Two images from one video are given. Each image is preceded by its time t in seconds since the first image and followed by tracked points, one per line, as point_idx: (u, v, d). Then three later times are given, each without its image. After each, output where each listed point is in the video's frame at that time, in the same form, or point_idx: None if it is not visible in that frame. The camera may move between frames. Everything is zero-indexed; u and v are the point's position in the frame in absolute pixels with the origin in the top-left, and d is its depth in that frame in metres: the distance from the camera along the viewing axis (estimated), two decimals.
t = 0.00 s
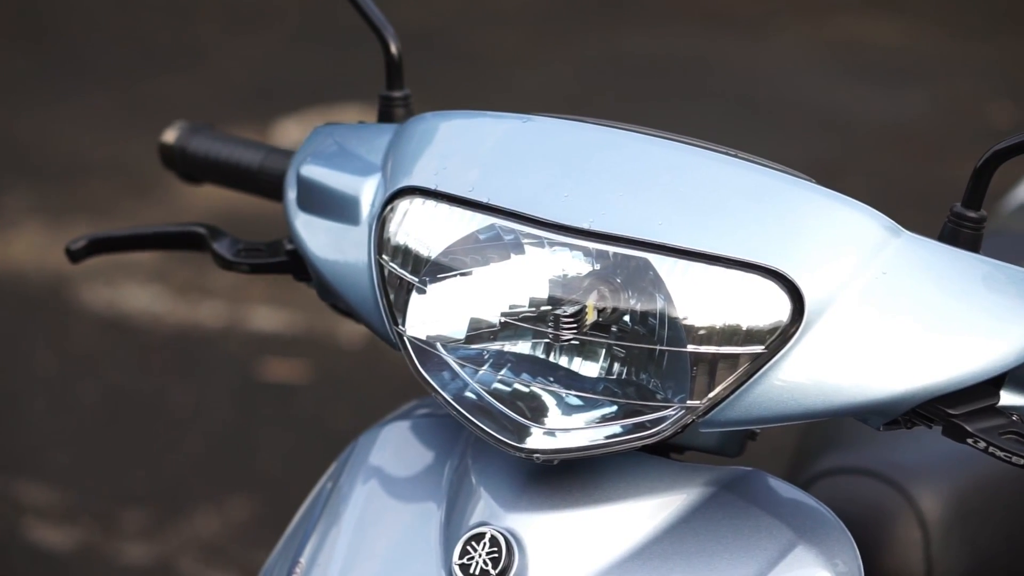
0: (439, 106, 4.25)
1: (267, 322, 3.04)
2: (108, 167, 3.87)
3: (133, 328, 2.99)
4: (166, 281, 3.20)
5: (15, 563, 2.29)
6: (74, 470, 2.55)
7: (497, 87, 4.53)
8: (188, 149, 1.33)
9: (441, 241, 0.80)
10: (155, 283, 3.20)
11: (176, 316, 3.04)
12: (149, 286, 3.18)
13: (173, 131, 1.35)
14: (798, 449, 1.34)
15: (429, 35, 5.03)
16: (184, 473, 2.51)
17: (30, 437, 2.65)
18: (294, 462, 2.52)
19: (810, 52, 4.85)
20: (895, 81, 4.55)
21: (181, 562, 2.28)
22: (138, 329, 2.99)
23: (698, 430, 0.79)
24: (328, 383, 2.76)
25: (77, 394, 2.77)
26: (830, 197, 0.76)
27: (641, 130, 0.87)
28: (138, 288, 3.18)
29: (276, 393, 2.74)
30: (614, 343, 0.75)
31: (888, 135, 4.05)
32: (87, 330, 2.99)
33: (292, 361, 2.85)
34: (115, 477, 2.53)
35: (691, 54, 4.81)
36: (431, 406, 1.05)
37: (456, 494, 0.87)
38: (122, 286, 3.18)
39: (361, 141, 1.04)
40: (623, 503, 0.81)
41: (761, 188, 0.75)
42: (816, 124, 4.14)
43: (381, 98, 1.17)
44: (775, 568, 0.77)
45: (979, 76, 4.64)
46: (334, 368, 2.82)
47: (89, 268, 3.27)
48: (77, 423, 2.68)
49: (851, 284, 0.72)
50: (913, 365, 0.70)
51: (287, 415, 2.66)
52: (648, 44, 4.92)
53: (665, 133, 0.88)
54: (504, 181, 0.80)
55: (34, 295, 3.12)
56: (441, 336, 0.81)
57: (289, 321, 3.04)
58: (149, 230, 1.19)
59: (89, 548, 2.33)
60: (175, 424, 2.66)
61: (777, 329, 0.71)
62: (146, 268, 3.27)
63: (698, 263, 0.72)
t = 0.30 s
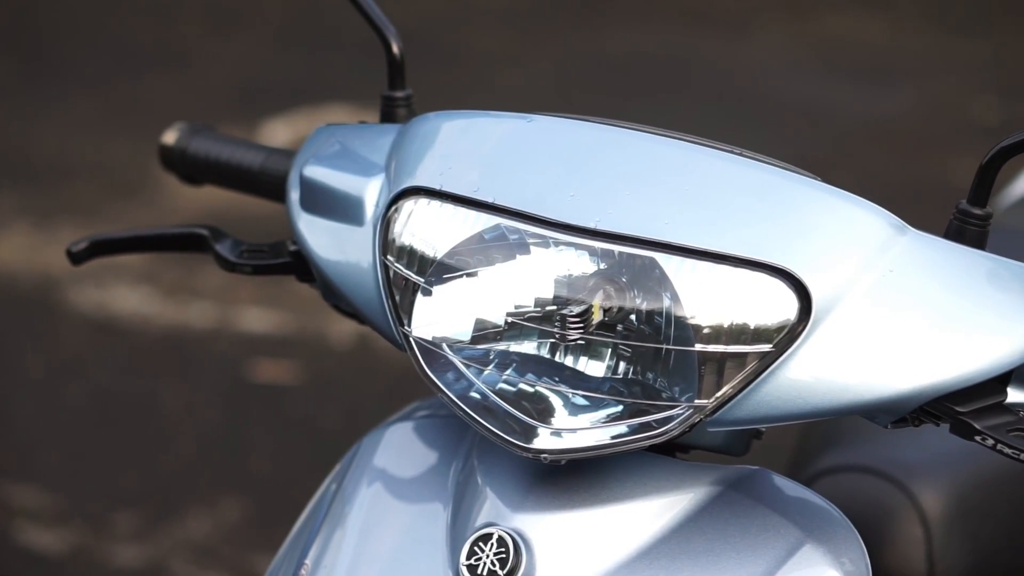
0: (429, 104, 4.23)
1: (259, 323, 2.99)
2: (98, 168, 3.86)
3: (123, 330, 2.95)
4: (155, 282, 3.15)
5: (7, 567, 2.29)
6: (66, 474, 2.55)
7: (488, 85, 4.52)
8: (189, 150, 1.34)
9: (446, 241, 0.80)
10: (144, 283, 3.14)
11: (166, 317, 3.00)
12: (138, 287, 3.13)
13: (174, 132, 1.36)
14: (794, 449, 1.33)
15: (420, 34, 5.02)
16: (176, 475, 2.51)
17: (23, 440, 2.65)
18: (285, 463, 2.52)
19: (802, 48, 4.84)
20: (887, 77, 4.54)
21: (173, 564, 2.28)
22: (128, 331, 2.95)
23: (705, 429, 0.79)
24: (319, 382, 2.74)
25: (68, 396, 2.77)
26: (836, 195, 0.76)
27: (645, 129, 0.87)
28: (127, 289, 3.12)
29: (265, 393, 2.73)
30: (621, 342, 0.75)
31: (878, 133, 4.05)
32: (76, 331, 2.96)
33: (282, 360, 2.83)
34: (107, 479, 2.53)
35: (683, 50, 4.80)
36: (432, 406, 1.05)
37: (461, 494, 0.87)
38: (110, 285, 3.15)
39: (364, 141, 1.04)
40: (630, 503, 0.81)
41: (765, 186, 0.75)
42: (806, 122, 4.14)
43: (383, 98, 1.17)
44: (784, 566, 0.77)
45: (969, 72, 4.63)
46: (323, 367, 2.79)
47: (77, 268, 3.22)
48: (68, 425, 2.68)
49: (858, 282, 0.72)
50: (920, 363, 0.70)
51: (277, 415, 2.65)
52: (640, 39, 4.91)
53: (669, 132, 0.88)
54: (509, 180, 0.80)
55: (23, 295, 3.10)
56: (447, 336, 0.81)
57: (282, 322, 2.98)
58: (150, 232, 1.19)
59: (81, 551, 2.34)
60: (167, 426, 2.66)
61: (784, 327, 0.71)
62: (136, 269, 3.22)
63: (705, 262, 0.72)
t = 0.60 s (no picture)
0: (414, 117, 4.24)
1: (247, 336, 2.99)
2: (85, 181, 3.85)
3: (109, 344, 2.96)
4: (143, 295, 3.17)
5: None
6: (55, 488, 2.53)
7: (475, 94, 4.52)
8: (189, 163, 1.33)
9: (450, 252, 0.80)
10: (131, 297, 3.16)
11: (153, 330, 3.01)
12: (126, 301, 3.14)
13: (172, 145, 1.36)
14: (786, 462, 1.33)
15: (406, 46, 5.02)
16: (165, 489, 2.50)
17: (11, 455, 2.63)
18: (276, 475, 2.51)
19: (786, 60, 4.85)
20: (870, 88, 4.56)
21: None
22: (115, 344, 2.96)
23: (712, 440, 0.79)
24: (309, 395, 2.73)
25: (55, 410, 2.75)
26: (840, 205, 0.76)
27: (647, 140, 0.87)
28: (116, 303, 3.14)
29: (255, 406, 2.72)
30: (626, 353, 0.75)
31: (863, 143, 4.06)
32: (63, 346, 2.96)
33: (271, 374, 2.83)
34: (94, 493, 2.51)
35: (670, 62, 4.81)
36: (434, 418, 1.05)
37: (465, 507, 0.87)
38: (98, 301, 3.15)
39: (365, 154, 1.04)
40: (635, 514, 0.80)
41: (769, 197, 0.76)
42: (794, 133, 4.14)
43: (384, 110, 1.17)
44: None
45: (951, 81, 4.65)
46: (313, 380, 2.79)
47: (63, 282, 3.22)
48: (57, 440, 2.67)
49: (864, 292, 0.72)
50: (926, 373, 0.70)
51: (267, 428, 2.64)
52: (626, 51, 4.91)
53: (671, 143, 0.88)
54: (513, 191, 0.80)
55: (11, 310, 3.09)
56: (451, 348, 0.81)
57: (269, 334, 3.00)
58: (150, 244, 1.18)
59: (68, 565, 2.32)
60: (157, 440, 2.64)
61: (790, 338, 0.71)
62: (122, 284, 3.24)
63: (710, 273, 0.72)
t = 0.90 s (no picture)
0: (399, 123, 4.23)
1: (232, 342, 2.97)
2: (70, 186, 3.83)
3: (93, 352, 2.93)
4: (128, 302, 3.14)
5: None
6: (41, 496, 2.52)
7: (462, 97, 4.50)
8: (187, 168, 1.32)
9: (454, 257, 0.80)
10: (116, 304, 3.14)
11: (137, 336, 2.99)
12: (111, 308, 3.12)
13: (171, 150, 1.35)
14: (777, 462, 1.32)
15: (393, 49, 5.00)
16: (151, 497, 2.50)
17: None
18: (262, 483, 2.51)
19: (774, 62, 4.84)
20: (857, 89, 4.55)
21: None
22: (100, 352, 2.93)
23: (718, 443, 0.79)
24: (294, 401, 2.73)
25: (41, 418, 2.75)
26: (844, 206, 0.76)
27: (650, 142, 0.87)
28: (101, 310, 3.12)
29: (240, 412, 2.71)
30: (631, 356, 0.75)
31: (848, 148, 4.06)
32: (47, 355, 2.93)
33: (258, 380, 2.82)
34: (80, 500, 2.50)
35: (658, 62, 4.79)
36: (435, 423, 1.05)
37: (470, 511, 0.87)
38: (82, 308, 3.12)
39: (366, 158, 1.04)
40: (640, 517, 0.80)
41: (773, 198, 0.75)
42: (782, 137, 4.14)
43: (386, 113, 1.17)
44: None
45: (936, 85, 4.65)
46: (299, 385, 2.78)
47: (46, 288, 3.19)
48: (43, 448, 2.66)
49: (869, 293, 0.72)
50: (933, 374, 0.70)
51: (253, 434, 2.64)
52: (614, 51, 4.89)
53: (673, 145, 0.88)
54: (517, 194, 0.79)
55: None
56: (455, 351, 0.81)
57: (255, 339, 2.97)
58: (150, 249, 1.18)
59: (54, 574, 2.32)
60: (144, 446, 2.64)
61: (796, 339, 0.71)
62: (106, 290, 3.21)
63: (717, 275, 0.72)
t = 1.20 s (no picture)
0: (363, 124, 4.21)
1: (201, 344, 2.95)
2: (37, 185, 3.77)
3: (60, 355, 2.89)
4: (97, 303, 3.10)
5: None
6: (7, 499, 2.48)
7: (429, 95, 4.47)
8: (170, 168, 1.31)
9: (445, 256, 0.79)
10: (84, 306, 3.09)
11: (106, 337, 2.96)
12: (79, 309, 3.08)
13: (154, 150, 1.34)
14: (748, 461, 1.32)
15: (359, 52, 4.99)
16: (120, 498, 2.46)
17: None
18: (234, 485, 2.48)
19: (740, 65, 4.85)
20: (829, 93, 4.58)
21: None
22: (68, 354, 2.89)
23: (711, 441, 0.79)
24: (265, 403, 2.72)
25: (8, 420, 2.70)
26: (836, 204, 0.76)
27: (640, 141, 0.87)
28: (68, 312, 3.07)
29: (210, 415, 2.70)
30: (623, 355, 0.74)
31: (813, 149, 4.06)
32: (12, 355, 2.89)
33: (229, 383, 2.80)
34: (48, 504, 2.46)
35: (628, 64, 4.79)
36: (424, 424, 1.04)
37: (460, 511, 0.86)
38: (48, 310, 3.07)
39: (354, 157, 1.03)
40: (633, 516, 0.80)
41: (767, 196, 0.75)
42: (756, 136, 4.14)
43: (373, 112, 1.16)
44: None
45: (896, 86, 4.67)
46: (270, 387, 2.77)
47: (11, 290, 3.14)
48: (10, 449, 2.61)
49: (864, 290, 0.72)
50: (927, 372, 0.70)
51: (223, 437, 2.62)
52: (580, 54, 4.89)
53: (663, 143, 0.87)
54: (509, 193, 0.79)
55: None
56: (447, 350, 0.80)
57: (224, 341, 2.96)
58: (133, 250, 1.17)
59: None
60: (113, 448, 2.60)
61: (790, 338, 0.71)
62: (73, 292, 3.16)
63: (711, 273, 0.72)
